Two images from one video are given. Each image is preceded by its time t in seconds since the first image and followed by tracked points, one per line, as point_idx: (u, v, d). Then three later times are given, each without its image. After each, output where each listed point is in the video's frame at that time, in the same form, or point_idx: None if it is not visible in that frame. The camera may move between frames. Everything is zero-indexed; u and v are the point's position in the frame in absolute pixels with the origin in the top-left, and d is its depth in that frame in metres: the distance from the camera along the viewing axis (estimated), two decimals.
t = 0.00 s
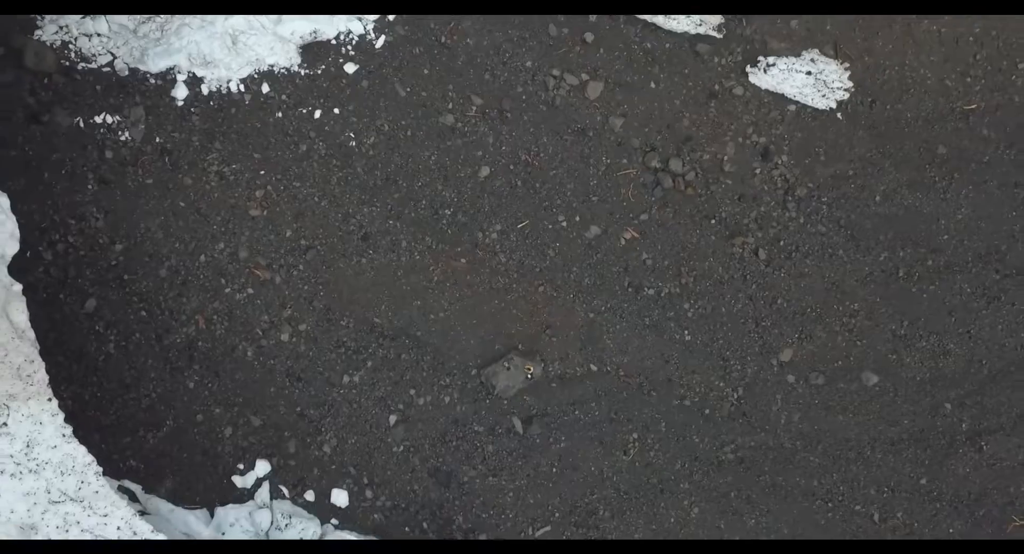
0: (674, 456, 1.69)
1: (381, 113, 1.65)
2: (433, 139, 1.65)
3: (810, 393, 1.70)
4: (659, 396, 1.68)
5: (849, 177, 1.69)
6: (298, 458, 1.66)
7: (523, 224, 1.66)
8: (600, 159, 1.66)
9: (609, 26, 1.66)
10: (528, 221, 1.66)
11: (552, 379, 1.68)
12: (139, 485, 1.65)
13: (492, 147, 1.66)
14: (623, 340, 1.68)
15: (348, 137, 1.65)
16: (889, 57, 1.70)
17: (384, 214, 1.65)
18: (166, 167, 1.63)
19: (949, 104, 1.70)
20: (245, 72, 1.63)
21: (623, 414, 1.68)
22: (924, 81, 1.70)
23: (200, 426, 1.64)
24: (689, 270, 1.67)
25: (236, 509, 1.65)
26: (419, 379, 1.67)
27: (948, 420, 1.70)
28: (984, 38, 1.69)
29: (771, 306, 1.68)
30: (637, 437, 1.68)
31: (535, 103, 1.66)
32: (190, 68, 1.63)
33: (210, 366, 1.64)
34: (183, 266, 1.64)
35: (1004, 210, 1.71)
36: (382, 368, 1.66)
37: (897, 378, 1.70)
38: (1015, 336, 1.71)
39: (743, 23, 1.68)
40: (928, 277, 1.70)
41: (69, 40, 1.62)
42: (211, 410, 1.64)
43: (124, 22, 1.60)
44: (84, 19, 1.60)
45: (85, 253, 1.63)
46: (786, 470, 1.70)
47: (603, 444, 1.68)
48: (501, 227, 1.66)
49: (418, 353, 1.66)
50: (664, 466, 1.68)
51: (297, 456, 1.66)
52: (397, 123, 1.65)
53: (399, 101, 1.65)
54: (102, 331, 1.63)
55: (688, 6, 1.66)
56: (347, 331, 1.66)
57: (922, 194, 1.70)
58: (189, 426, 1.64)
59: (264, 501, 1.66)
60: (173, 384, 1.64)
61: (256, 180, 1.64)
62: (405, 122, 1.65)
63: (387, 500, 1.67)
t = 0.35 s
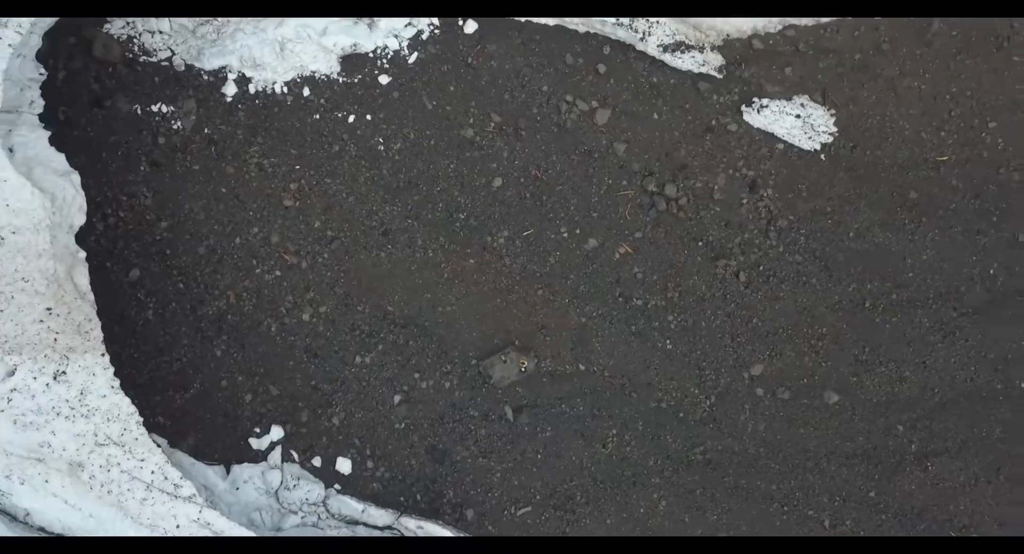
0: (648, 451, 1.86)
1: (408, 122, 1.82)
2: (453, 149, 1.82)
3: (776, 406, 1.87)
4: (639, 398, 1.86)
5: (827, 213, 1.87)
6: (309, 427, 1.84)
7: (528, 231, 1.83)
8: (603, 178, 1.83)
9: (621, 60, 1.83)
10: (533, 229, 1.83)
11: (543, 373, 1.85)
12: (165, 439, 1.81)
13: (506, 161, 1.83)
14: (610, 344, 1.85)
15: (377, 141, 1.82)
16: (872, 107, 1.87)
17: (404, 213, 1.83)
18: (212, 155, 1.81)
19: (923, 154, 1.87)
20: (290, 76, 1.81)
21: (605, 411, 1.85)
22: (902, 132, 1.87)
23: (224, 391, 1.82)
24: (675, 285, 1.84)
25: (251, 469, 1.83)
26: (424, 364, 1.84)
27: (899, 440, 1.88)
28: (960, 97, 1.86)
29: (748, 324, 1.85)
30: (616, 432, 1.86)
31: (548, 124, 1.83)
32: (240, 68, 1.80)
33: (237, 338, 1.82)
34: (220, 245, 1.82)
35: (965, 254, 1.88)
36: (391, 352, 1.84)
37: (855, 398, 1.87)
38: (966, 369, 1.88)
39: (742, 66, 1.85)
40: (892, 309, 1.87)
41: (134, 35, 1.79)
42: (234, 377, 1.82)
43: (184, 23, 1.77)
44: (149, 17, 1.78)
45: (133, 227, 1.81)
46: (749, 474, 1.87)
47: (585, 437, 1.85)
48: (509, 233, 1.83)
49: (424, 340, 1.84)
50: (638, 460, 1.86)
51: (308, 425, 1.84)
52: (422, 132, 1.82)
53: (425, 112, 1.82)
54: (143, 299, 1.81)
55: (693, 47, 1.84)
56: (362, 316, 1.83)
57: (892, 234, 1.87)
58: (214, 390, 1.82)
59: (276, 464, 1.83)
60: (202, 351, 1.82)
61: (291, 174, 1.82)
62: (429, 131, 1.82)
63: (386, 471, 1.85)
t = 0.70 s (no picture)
0: (627, 448, 2.03)
1: (433, 130, 2.00)
2: (473, 158, 2.00)
3: (747, 416, 2.04)
4: (623, 398, 2.03)
5: (808, 245, 2.04)
6: (321, 400, 2.01)
7: (535, 238, 2.00)
8: (606, 196, 2.00)
9: (632, 89, 2.01)
10: (539, 237, 2.00)
11: (538, 369, 2.03)
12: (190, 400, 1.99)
13: (519, 172, 2.00)
14: (601, 347, 2.02)
15: (404, 146, 2.00)
16: (858, 151, 2.04)
17: (423, 212, 2.00)
18: (254, 146, 1.99)
19: (901, 198, 2.04)
20: (330, 80, 1.99)
21: (591, 408, 2.03)
22: (883, 176, 2.04)
23: (247, 361, 2.00)
24: (664, 298, 2.01)
25: (265, 433, 2.00)
26: (430, 351, 2.02)
27: (857, 457, 2.05)
28: (938, 148, 2.04)
29: (728, 340, 2.02)
30: (600, 428, 2.03)
31: (560, 142, 2.00)
32: (285, 69, 1.98)
33: (262, 314, 2.00)
34: (254, 228, 2.00)
35: (932, 292, 2.05)
36: (401, 339, 2.02)
37: (820, 415, 2.05)
38: (924, 396, 2.05)
39: (742, 104, 2.02)
40: (861, 336, 2.05)
41: (190, 32, 1.96)
42: (257, 349, 2.00)
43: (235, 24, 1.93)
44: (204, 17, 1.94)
45: (177, 206, 1.98)
46: (717, 476, 2.04)
47: (570, 429, 2.03)
48: (516, 238, 2.00)
49: (432, 329, 2.02)
50: (617, 455, 2.03)
51: (320, 398, 2.01)
52: (445, 141, 2.00)
53: (450, 122, 2.00)
54: (180, 272, 1.99)
55: (699, 83, 2.01)
56: (377, 303, 2.01)
57: (866, 268, 2.04)
58: (238, 359, 2.00)
59: (288, 431, 2.01)
60: (230, 324, 2.00)
61: (323, 169, 2.00)
62: (452, 140, 1.99)
63: (387, 446, 2.03)
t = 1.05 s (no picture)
0: (603, 445, 2.20)
1: (458, 136, 2.17)
2: (491, 165, 2.17)
3: (716, 429, 2.21)
4: (604, 400, 2.20)
5: (790, 278, 2.20)
6: (328, 370, 2.19)
7: (539, 245, 2.17)
8: (609, 213, 2.16)
9: (644, 118, 2.18)
10: (544, 244, 2.17)
11: (529, 364, 2.20)
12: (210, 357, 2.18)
13: (532, 183, 2.17)
14: (589, 351, 2.19)
15: (429, 147, 2.17)
16: (845, 198, 2.21)
17: (440, 209, 2.18)
18: (293, 133, 2.17)
19: (880, 245, 2.21)
20: (369, 80, 2.17)
21: (574, 405, 2.20)
22: (866, 223, 2.21)
23: (265, 328, 2.18)
24: (652, 312, 2.18)
25: (275, 395, 2.18)
26: (433, 337, 2.19)
27: (813, 478, 2.23)
28: (919, 203, 2.21)
29: (707, 357, 2.19)
30: (580, 424, 2.20)
31: (573, 158, 2.16)
32: (330, 66, 2.16)
33: (284, 286, 2.18)
34: (285, 207, 2.18)
35: (899, 335, 2.23)
36: (407, 323, 2.19)
37: (784, 435, 2.22)
38: (880, 429, 2.23)
39: (743, 143, 2.19)
40: (829, 368, 2.22)
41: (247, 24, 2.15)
42: (276, 317, 2.18)
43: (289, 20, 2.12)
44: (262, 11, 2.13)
45: (217, 179, 2.17)
46: (683, 481, 2.22)
47: (553, 423, 2.20)
48: (523, 243, 2.17)
49: (437, 317, 2.19)
50: (593, 451, 2.20)
51: (328, 368, 2.19)
52: (467, 146, 2.17)
53: (474, 130, 2.17)
54: (213, 240, 2.17)
55: (705, 119, 2.18)
56: (390, 287, 2.19)
57: (841, 306, 2.22)
58: (257, 324, 2.18)
59: (296, 396, 2.19)
60: (253, 292, 2.18)
61: (353, 160, 2.17)
62: (474, 147, 2.17)
63: (383, 419, 2.20)
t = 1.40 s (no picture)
0: (583, 441, 2.38)
1: (477, 144, 2.34)
2: (504, 173, 2.34)
3: (689, 436, 2.38)
4: (588, 400, 2.37)
5: (771, 304, 2.38)
6: (337, 347, 2.36)
7: (542, 251, 2.35)
8: (609, 228, 2.34)
9: (650, 144, 2.35)
10: (546, 250, 2.34)
11: (522, 359, 2.37)
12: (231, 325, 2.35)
13: (541, 193, 2.34)
14: (579, 353, 2.37)
15: (450, 152, 2.35)
16: (829, 235, 2.38)
17: (454, 209, 2.35)
18: (326, 126, 2.35)
19: (857, 281, 2.39)
20: (400, 84, 2.35)
21: (560, 402, 2.37)
22: (846, 259, 2.39)
23: (283, 303, 2.36)
24: (640, 323, 2.35)
25: (286, 366, 2.35)
26: (436, 327, 2.36)
27: (774, 490, 2.41)
28: (897, 246, 2.39)
29: (687, 369, 2.36)
30: (563, 420, 2.37)
31: (580, 174, 2.34)
32: (365, 68, 2.34)
33: (303, 266, 2.35)
34: (311, 193, 2.35)
35: (866, 365, 2.40)
36: (413, 311, 2.36)
37: (751, 448, 2.39)
38: (840, 451, 2.41)
39: (739, 175, 2.36)
40: (798, 390, 2.39)
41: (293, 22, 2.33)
42: (293, 294, 2.36)
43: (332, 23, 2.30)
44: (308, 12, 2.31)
45: (251, 162, 2.34)
46: (654, 481, 2.39)
47: (539, 416, 2.37)
48: (527, 247, 2.35)
49: (441, 308, 2.36)
50: (573, 446, 2.38)
51: (336, 346, 2.36)
52: (484, 154, 2.34)
53: (492, 139, 2.34)
54: (242, 217, 2.34)
55: (706, 150, 2.36)
56: (400, 276, 2.36)
57: (816, 334, 2.39)
58: (276, 299, 2.35)
59: (305, 367, 2.36)
60: (275, 270, 2.35)
61: (378, 156, 2.35)
62: (491, 155, 2.34)
63: (383, 398, 2.36)
